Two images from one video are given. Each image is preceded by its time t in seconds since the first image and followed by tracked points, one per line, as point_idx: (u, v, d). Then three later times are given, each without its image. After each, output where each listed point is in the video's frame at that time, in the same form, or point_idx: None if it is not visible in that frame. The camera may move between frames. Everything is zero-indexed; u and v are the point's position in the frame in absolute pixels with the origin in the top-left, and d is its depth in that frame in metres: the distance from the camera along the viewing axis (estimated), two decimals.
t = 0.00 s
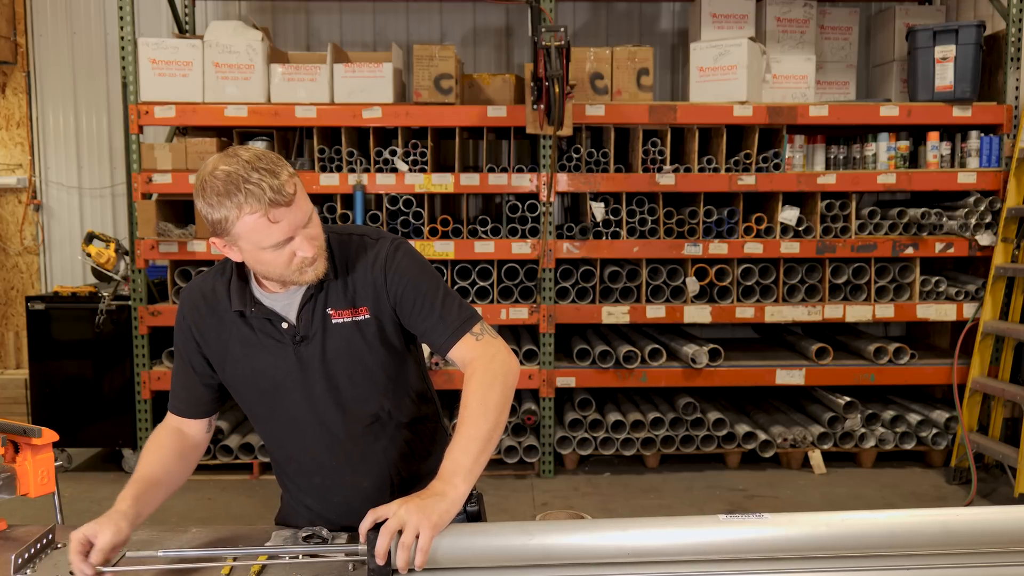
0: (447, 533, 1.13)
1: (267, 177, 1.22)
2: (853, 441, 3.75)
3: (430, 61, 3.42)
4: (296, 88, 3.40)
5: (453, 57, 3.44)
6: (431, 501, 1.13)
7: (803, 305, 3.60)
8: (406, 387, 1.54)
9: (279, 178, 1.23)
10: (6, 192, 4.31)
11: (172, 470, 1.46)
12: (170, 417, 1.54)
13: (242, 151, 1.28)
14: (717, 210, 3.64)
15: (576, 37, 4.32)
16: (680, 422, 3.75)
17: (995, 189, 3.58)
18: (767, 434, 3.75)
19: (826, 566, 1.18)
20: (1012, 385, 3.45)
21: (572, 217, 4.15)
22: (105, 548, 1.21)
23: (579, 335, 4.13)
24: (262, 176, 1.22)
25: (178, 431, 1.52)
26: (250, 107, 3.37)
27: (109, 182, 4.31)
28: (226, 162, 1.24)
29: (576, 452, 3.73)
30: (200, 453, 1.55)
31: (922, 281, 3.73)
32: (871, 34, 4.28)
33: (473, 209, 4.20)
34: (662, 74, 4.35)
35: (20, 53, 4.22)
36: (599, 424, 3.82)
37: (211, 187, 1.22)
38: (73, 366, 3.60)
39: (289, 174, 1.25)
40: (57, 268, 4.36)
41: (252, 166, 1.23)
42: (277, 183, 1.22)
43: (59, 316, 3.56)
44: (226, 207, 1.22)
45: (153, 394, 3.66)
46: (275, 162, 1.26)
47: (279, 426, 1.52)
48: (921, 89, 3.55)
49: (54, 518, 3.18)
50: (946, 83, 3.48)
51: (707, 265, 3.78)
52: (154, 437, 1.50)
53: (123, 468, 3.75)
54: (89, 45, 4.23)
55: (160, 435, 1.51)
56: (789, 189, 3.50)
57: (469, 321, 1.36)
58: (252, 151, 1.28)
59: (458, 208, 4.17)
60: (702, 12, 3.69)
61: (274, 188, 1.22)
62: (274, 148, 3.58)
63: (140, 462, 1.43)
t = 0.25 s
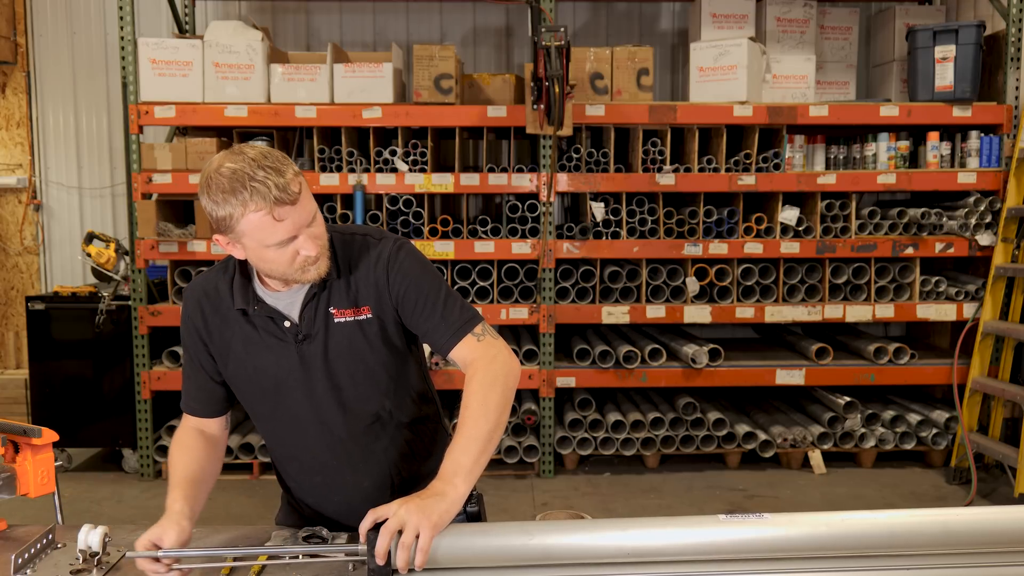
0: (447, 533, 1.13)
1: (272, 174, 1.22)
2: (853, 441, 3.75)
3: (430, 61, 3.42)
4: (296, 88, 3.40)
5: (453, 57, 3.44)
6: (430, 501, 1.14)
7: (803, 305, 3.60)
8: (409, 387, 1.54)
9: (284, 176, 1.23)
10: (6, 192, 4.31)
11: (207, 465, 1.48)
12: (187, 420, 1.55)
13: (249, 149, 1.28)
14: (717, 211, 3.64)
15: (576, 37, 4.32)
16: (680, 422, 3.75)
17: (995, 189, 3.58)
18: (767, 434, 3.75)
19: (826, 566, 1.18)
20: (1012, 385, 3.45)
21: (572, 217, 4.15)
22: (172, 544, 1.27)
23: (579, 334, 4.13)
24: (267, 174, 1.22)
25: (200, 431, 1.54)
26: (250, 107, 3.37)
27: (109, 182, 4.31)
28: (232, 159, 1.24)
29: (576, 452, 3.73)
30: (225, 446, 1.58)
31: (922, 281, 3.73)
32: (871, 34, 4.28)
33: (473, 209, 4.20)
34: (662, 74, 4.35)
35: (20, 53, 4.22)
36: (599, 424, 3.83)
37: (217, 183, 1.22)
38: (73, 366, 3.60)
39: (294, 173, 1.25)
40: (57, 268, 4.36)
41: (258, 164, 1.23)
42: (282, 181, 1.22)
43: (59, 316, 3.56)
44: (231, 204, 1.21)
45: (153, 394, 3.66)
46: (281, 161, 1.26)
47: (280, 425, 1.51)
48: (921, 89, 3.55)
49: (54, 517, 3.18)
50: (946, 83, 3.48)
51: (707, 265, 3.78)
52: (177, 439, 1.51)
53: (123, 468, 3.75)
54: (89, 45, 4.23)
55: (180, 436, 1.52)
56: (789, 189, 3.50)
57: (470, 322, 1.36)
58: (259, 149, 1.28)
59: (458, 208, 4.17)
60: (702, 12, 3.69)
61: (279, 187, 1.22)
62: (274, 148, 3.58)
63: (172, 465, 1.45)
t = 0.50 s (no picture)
0: (447, 532, 1.13)
1: (262, 186, 1.20)
2: (853, 441, 3.75)
3: (430, 61, 3.42)
4: (296, 88, 3.40)
5: (453, 57, 3.44)
6: (431, 501, 1.14)
7: (803, 305, 3.60)
8: (409, 387, 1.54)
9: (275, 192, 1.20)
10: (6, 192, 4.31)
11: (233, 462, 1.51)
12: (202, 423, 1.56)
13: (259, 149, 1.25)
14: (717, 210, 3.64)
15: (576, 37, 4.33)
16: (680, 422, 3.75)
17: (995, 189, 3.58)
18: (767, 434, 3.75)
19: (826, 566, 1.18)
20: (1012, 385, 3.45)
21: (572, 217, 4.15)
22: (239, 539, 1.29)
23: (579, 335, 4.13)
24: (257, 186, 1.19)
25: (216, 432, 1.55)
26: (250, 107, 3.37)
27: (109, 182, 4.31)
28: (237, 156, 1.22)
29: (576, 452, 3.73)
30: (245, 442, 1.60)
31: (922, 281, 3.73)
32: (871, 34, 4.28)
33: (473, 209, 4.20)
34: (662, 74, 4.35)
35: (20, 53, 4.22)
36: (599, 424, 3.83)
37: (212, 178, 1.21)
38: (73, 366, 3.60)
39: (288, 190, 1.22)
40: (57, 268, 4.36)
41: (254, 172, 1.20)
42: (269, 197, 1.19)
43: (59, 316, 3.56)
44: (218, 202, 1.20)
45: (153, 394, 3.66)
46: (281, 173, 1.22)
47: (281, 425, 1.51)
48: (921, 89, 3.55)
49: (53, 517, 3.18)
50: (946, 83, 3.48)
51: (707, 265, 3.78)
52: (196, 442, 1.52)
53: (123, 468, 3.75)
54: (89, 45, 4.23)
55: (199, 438, 1.53)
56: (789, 189, 3.50)
57: (471, 322, 1.36)
58: (269, 153, 1.25)
59: (458, 208, 4.17)
60: (703, 12, 3.69)
61: (264, 202, 1.19)
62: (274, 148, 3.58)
63: (201, 472, 1.46)
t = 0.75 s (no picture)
0: (449, 532, 1.13)
1: (252, 195, 1.19)
2: (853, 441, 3.75)
3: (430, 61, 3.42)
4: (296, 88, 3.40)
5: (453, 57, 3.44)
6: (430, 501, 1.14)
7: (803, 305, 3.60)
8: (410, 387, 1.54)
9: (264, 200, 1.20)
10: (6, 192, 4.31)
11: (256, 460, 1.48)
12: (214, 427, 1.53)
13: (253, 154, 1.25)
14: (717, 210, 3.64)
15: (576, 37, 4.32)
16: (680, 422, 3.75)
17: (995, 189, 3.58)
18: (767, 434, 3.75)
19: (826, 566, 1.18)
20: (1012, 385, 3.45)
21: (572, 217, 4.15)
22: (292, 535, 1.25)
23: (579, 334, 4.13)
24: (247, 194, 1.19)
25: (230, 433, 1.53)
26: (250, 107, 3.37)
27: (109, 182, 4.31)
28: (230, 161, 1.22)
29: (576, 452, 3.73)
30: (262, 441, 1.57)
31: (922, 281, 3.73)
32: (871, 34, 4.29)
33: (473, 209, 4.20)
34: (662, 74, 4.35)
35: (20, 53, 4.22)
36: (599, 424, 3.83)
37: (204, 182, 1.22)
38: (73, 366, 3.60)
39: (278, 199, 1.22)
40: (57, 268, 4.36)
41: (245, 179, 1.20)
42: (258, 205, 1.19)
43: (59, 316, 3.56)
44: (208, 206, 1.21)
45: (153, 394, 3.66)
46: (273, 181, 1.22)
47: (282, 425, 1.51)
48: (921, 89, 3.55)
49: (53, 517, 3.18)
50: (946, 83, 3.48)
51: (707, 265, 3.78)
52: (213, 445, 1.49)
53: (123, 468, 3.75)
54: (89, 45, 4.23)
55: (214, 442, 1.50)
56: (789, 189, 3.50)
57: (471, 322, 1.36)
58: (264, 158, 1.25)
59: (458, 208, 4.17)
60: (702, 11, 3.69)
61: (252, 211, 1.19)
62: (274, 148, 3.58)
63: (228, 475, 1.41)
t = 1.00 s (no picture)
0: (450, 532, 1.13)
1: (253, 197, 1.19)
2: (853, 441, 3.75)
3: (430, 61, 3.42)
4: (296, 88, 3.40)
5: (453, 57, 3.44)
6: (431, 501, 1.14)
7: (803, 305, 3.60)
8: (411, 387, 1.54)
9: (265, 202, 1.20)
10: (6, 192, 4.31)
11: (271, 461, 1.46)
12: (222, 428, 1.51)
13: (253, 155, 1.25)
14: (717, 210, 3.64)
15: (576, 37, 4.32)
16: (680, 422, 3.75)
17: (995, 189, 3.58)
18: (767, 434, 3.75)
19: (826, 566, 1.18)
20: (1012, 384, 3.45)
21: (572, 217, 4.15)
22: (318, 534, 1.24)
23: (579, 334, 4.13)
24: (247, 196, 1.19)
25: (238, 433, 1.51)
26: (250, 107, 3.37)
27: (109, 182, 4.31)
28: (230, 162, 1.22)
29: (576, 452, 3.73)
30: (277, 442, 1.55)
31: (922, 281, 3.73)
32: (871, 34, 4.29)
33: (473, 209, 4.20)
34: (662, 74, 4.35)
35: (20, 53, 4.22)
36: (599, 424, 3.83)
37: (205, 184, 1.22)
38: (73, 366, 3.60)
39: (278, 200, 1.22)
40: (57, 269, 4.36)
41: (246, 181, 1.20)
42: (258, 207, 1.19)
43: (59, 316, 3.56)
44: (209, 208, 1.21)
45: (153, 394, 3.65)
46: (273, 182, 1.22)
47: (283, 424, 1.51)
48: (921, 89, 3.55)
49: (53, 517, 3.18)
50: (946, 83, 3.48)
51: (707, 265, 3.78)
52: (225, 448, 1.47)
53: (123, 468, 3.75)
54: (89, 45, 4.23)
55: (224, 445, 1.48)
56: (789, 188, 3.50)
57: (471, 322, 1.36)
58: (263, 160, 1.25)
59: (458, 208, 4.17)
60: (703, 12, 3.69)
61: (254, 213, 1.19)
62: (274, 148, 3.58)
63: (247, 480, 1.39)
